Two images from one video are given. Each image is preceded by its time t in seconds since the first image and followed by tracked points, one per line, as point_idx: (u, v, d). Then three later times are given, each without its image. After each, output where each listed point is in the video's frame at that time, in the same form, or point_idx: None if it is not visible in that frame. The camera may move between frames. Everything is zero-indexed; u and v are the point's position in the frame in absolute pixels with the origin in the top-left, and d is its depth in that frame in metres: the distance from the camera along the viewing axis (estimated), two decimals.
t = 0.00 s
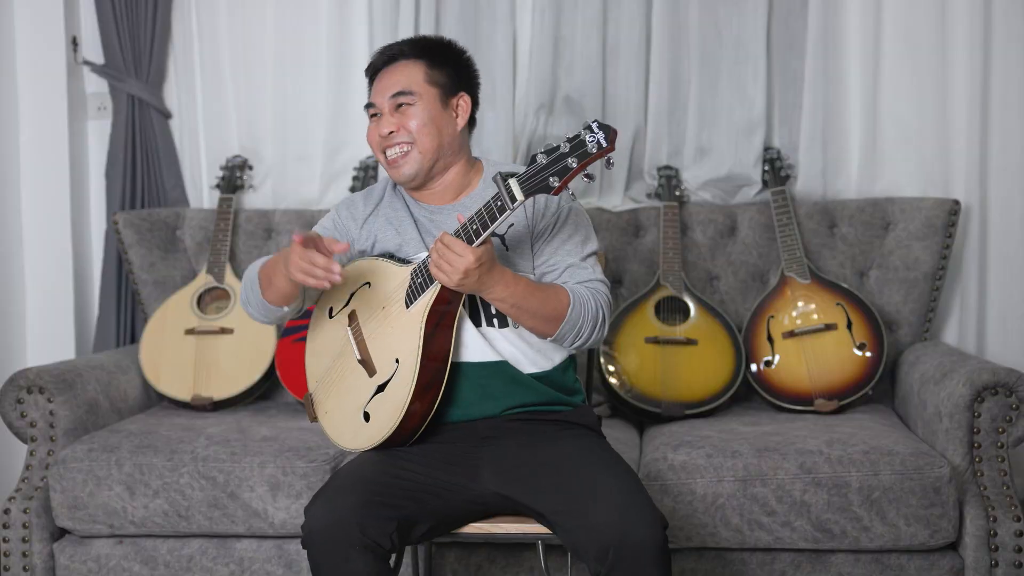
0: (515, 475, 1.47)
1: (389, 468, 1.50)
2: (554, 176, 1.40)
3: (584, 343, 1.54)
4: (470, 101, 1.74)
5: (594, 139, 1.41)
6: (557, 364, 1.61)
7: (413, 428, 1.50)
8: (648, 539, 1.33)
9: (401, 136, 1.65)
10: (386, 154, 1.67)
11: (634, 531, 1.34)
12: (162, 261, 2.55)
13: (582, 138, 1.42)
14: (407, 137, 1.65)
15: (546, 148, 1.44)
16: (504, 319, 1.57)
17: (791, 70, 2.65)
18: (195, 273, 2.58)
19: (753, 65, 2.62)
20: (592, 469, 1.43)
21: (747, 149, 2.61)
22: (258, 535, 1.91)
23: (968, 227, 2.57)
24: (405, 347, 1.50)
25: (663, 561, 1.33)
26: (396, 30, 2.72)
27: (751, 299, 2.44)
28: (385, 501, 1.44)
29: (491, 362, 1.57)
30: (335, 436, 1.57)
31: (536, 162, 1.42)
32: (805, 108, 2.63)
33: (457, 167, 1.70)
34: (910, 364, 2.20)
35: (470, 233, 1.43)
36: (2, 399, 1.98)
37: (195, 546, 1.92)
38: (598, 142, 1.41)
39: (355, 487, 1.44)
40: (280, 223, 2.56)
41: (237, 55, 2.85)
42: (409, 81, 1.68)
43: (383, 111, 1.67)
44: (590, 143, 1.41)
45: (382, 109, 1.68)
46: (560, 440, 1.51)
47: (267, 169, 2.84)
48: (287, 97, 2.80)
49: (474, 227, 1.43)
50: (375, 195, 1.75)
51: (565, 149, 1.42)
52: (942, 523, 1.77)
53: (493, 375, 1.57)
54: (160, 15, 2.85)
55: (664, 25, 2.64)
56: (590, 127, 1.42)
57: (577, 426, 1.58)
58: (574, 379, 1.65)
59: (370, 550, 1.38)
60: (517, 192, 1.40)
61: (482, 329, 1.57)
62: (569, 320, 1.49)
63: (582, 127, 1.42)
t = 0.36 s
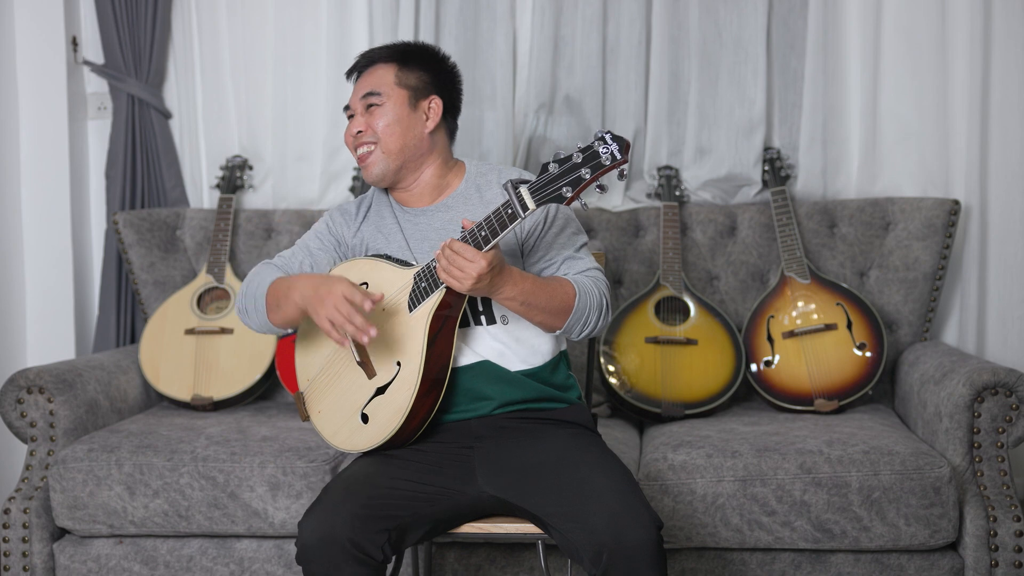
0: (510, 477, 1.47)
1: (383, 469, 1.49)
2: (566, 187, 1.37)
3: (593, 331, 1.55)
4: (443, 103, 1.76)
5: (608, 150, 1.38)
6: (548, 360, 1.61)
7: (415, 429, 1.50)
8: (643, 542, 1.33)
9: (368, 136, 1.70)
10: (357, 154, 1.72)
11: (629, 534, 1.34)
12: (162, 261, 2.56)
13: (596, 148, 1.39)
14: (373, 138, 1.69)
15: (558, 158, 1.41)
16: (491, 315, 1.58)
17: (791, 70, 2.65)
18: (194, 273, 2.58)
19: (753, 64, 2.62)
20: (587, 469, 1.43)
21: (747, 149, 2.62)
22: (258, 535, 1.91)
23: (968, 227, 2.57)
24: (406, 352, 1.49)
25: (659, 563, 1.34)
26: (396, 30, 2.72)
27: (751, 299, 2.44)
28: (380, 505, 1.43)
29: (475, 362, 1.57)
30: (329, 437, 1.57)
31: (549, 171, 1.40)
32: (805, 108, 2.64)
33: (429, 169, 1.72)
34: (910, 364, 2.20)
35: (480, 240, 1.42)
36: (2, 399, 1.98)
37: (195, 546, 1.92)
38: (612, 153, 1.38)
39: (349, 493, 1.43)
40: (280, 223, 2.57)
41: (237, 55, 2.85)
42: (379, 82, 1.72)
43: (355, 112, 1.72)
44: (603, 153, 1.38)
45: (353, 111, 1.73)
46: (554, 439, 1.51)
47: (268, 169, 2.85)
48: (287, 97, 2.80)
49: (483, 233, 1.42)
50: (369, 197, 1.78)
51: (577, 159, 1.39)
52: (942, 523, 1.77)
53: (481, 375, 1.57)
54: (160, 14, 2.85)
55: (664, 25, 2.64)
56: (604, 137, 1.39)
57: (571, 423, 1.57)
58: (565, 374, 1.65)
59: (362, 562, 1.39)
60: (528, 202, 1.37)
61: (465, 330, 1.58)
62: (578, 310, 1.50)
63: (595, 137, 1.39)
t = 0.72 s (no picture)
0: (510, 478, 1.46)
1: (385, 477, 1.49)
2: (525, 164, 1.41)
3: (570, 320, 1.54)
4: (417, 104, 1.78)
5: (561, 124, 1.43)
6: (533, 352, 1.61)
7: (404, 432, 1.50)
8: (643, 540, 1.33)
9: (346, 135, 1.70)
10: (334, 155, 1.72)
11: (630, 532, 1.34)
12: (162, 261, 2.56)
13: (549, 124, 1.44)
14: (351, 136, 1.70)
15: (513, 137, 1.45)
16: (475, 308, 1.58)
17: (791, 70, 2.65)
18: (195, 273, 2.58)
19: (753, 64, 2.62)
20: (585, 469, 1.43)
21: (747, 149, 2.61)
22: (258, 536, 1.91)
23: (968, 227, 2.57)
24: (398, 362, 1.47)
25: (658, 561, 1.34)
26: (396, 30, 2.72)
27: (751, 299, 2.44)
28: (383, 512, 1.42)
29: (460, 358, 1.57)
30: (327, 446, 1.58)
31: (506, 152, 1.43)
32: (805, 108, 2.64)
33: (406, 168, 1.72)
34: (910, 365, 2.20)
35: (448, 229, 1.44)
36: (2, 399, 1.98)
37: (195, 546, 1.92)
38: (565, 126, 1.43)
39: (353, 503, 1.43)
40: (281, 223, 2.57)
41: (237, 55, 2.85)
42: (354, 84, 1.74)
43: (331, 115, 1.74)
44: (557, 128, 1.44)
45: (328, 114, 1.74)
46: (552, 440, 1.51)
47: (267, 169, 2.85)
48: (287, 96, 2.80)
49: (450, 222, 1.44)
50: (345, 205, 1.79)
51: (533, 136, 1.43)
52: (942, 523, 1.77)
53: (468, 372, 1.57)
54: (160, 14, 2.85)
55: (664, 25, 2.64)
56: (556, 113, 1.45)
57: (568, 421, 1.58)
58: (554, 366, 1.65)
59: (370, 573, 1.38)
60: (491, 182, 1.40)
61: (448, 327, 1.58)
62: (556, 295, 1.50)
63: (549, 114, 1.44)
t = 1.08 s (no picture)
0: (504, 479, 1.47)
1: (380, 479, 1.49)
2: (492, 158, 1.42)
3: (556, 316, 1.53)
4: (400, 109, 1.76)
5: (526, 117, 1.46)
6: (524, 349, 1.60)
7: (396, 436, 1.50)
8: (635, 543, 1.33)
9: (329, 143, 1.69)
10: (318, 162, 1.71)
11: (622, 535, 1.34)
12: (162, 261, 2.55)
13: (514, 116, 1.46)
14: (334, 143, 1.69)
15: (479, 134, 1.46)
16: (462, 311, 1.57)
17: (791, 70, 2.66)
18: (194, 273, 2.57)
19: (753, 64, 2.62)
20: (579, 470, 1.43)
21: (747, 149, 2.61)
22: (258, 535, 1.91)
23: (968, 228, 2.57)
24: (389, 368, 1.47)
25: (650, 563, 1.34)
26: (396, 30, 2.73)
27: (751, 299, 2.44)
28: (376, 515, 1.43)
29: (451, 359, 1.56)
30: (327, 452, 1.59)
31: (474, 148, 1.44)
32: (805, 108, 2.64)
33: (390, 174, 1.71)
34: (910, 365, 2.20)
35: (422, 229, 1.46)
36: (1, 400, 1.98)
37: (195, 546, 1.92)
38: (530, 118, 1.45)
39: (346, 506, 1.43)
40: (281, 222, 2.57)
41: (237, 55, 2.85)
42: (337, 90, 1.73)
43: (314, 121, 1.72)
44: (522, 121, 1.46)
45: (312, 120, 1.73)
46: (547, 440, 1.50)
47: (268, 169, 2.85)
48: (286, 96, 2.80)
49: (423, 223, 1.46)
50: (330, 214, 1.78)
51: (499, 130, 1.44)
52: (942, 523, 1.77)
53: (459, 373, 1.56)
54: (160, 14, 2.85)
55: (664, 25, 2.64)
56: (519, 106, 1.47)
57: (563, 420, 1.58)
58: (546, 362, 1.64)
59: None
60: (460, 178, 1.41)
61: (436, 330, 1.57)
62: (539, 292, 1.49)
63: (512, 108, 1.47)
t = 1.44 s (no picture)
0: (504, 479, 1.47)
1: (380, 480, 1.48)
2: (498, 161, 1.44)
3: (559, 314, 1.53)
4: (400, 110, 1.76)
5: (531, 118, 1.46)
6: (525, 348, 1.60)
7: (397, 436, 1.50)
8: (635, 543, 1.33)
9: (329, 143, 1.69)
10: (318, 162, 1.71)
11: (622, 534, 1.34)
12: (162, 261, 2.55)
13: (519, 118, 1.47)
14: (334, 144, 1.69)
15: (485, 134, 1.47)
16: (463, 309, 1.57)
17: (791, 70, 2.66)
18: (195, 273, 2.57)
19: (753, 64, 2.62)
20: (578, 470, 1.43)
21: (747, 149, 2.61)
22: (258, 535, 1.91)
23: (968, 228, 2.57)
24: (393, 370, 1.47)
25: (650, 563, 1.34)
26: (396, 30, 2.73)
27: (751, 299, 2.44)
28: (375, 516, 1.43)
29: (453, 359, 1.56)
30: (327, 453, 1.59)
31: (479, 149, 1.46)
32: (805, 108, 2.64)
33: (391, 174, 1.71)
34: (910, 365, 2.20)
35: (425, 231, 1.46)
36: (2, 400, 1.98)
37: (195, 546, 1.92)
38: (535, 120, 1.45)
39: (346, 507, 1.43)
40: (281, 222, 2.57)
41: (237, 55, 2.85)
42: (337, 90, 1.73)
43: (314, 121, 1.73)
44: (527, 122, 1.46)
45: (312, 120, 1.73)
46: (548, 440, 1.51)
47: (268, 169, 2.85)
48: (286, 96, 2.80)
49: (427, 225, 1.46)
50: (330, 213, 1.78)
51: (504, 132, 1.45)
52: (942, 523, 1.77)
53: (460, 373, 1.56)
54: (160, 14, 2.85)
55: (664, 25, 2.64)
56: (525, 107, 1.47)
57: (563, 420, 1.58)
58: (547, 361, 1.64)
59: None
60: (465, 180, 1.43)
61: (437, 330, 1.57)
62: (542, 291, 1.49)
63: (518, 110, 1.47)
